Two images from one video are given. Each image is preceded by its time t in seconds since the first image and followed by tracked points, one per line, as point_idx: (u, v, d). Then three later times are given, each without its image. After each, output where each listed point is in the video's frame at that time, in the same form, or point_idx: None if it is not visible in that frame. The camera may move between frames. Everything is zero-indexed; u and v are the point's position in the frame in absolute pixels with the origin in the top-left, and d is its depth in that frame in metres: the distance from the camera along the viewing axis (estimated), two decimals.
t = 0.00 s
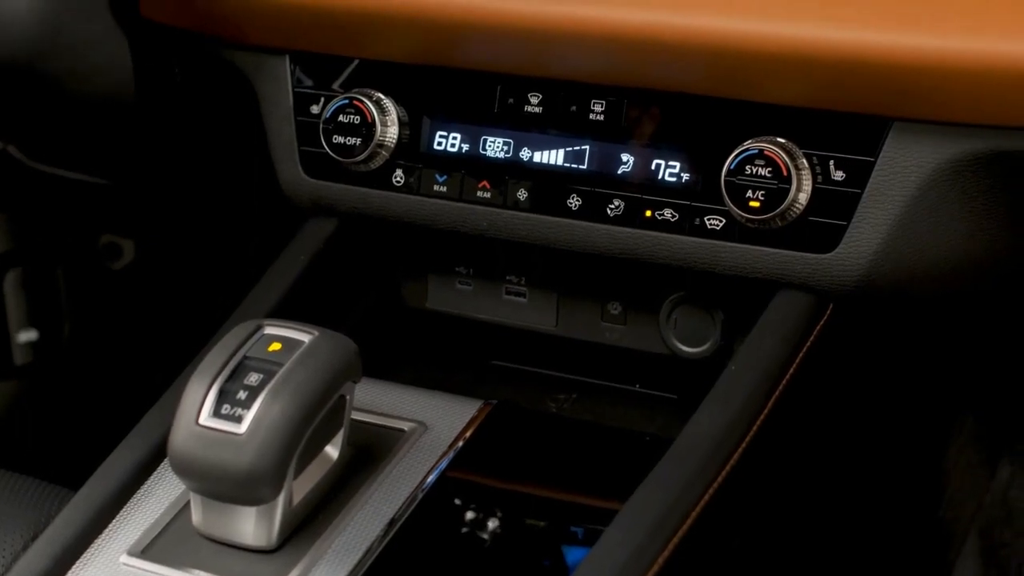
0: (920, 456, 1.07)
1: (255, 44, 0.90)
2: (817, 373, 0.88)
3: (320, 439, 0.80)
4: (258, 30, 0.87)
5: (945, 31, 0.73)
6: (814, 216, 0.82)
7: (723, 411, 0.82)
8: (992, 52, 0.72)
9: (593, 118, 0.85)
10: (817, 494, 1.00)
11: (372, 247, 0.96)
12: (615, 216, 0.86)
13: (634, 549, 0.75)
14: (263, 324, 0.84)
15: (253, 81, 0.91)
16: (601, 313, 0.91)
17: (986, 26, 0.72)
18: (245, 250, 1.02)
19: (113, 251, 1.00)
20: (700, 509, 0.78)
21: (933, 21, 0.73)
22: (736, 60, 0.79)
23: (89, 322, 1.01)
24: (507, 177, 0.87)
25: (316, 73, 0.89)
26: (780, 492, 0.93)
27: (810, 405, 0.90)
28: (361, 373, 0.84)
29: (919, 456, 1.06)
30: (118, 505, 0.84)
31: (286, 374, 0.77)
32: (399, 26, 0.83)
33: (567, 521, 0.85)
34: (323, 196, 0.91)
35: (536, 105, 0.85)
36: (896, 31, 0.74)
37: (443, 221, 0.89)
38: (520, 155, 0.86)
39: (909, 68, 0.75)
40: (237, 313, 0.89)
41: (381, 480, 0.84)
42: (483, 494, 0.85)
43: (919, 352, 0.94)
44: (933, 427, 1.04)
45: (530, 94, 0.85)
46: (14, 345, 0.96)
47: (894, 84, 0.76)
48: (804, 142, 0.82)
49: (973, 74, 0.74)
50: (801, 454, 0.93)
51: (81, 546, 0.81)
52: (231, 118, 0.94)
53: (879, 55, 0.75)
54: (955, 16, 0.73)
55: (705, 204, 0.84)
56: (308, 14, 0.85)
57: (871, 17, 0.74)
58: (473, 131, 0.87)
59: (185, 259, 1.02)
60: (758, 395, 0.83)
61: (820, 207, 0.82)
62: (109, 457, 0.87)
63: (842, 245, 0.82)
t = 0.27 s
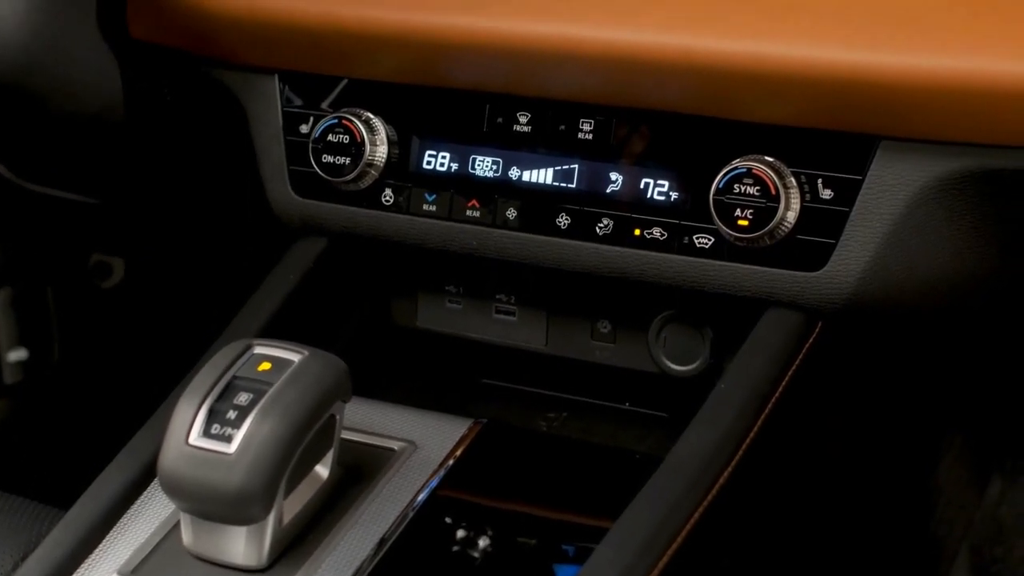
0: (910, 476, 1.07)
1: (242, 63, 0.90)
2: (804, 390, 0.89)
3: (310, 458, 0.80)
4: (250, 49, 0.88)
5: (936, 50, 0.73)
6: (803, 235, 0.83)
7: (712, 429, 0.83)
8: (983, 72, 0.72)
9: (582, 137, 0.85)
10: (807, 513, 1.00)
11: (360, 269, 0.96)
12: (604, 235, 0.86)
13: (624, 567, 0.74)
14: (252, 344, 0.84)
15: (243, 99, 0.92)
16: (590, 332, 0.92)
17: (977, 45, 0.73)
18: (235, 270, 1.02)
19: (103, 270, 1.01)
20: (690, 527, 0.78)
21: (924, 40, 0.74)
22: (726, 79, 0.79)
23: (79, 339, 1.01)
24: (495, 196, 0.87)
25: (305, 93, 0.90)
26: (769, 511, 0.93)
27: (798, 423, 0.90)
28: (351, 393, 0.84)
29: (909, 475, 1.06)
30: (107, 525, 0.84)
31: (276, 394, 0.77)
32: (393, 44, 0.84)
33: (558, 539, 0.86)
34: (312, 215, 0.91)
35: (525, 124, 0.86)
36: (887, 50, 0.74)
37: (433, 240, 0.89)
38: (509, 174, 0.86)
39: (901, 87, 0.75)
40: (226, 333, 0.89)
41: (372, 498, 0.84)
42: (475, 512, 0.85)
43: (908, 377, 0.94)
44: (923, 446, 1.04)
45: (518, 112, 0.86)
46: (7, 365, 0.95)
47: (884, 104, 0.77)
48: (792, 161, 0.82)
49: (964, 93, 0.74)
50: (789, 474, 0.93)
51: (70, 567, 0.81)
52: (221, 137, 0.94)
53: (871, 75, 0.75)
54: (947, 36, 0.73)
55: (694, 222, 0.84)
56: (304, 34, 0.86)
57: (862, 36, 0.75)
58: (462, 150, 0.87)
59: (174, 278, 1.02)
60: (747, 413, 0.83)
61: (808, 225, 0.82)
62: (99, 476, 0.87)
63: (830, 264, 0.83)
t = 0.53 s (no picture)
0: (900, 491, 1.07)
1: (232, 80, 0.91)
2: (795, 406, 0.89)
3: (301, 475, 0.80)
4: (241, 65, 0.89)
5: (929, 65, 0.74)
6: (792, 250, 0.83)
7: (703, 445, 0.83)
8: (976, 86, 0.73)
9: (572, 153, 0.85)
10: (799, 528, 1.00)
11: (350, 285, 0.96)
12: (595, 251, 0.86)
13: None
14: (243, 361, 0.84)
15: (233, 117, 0.91)
16: (581, 348, 0.92)
17: (969, 59, 0.73)
18: (224, 287, 1.02)
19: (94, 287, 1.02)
20: (681, 542, 0.78)
21: (916, 54, 0.74)
22: (718, 95, 0.79)
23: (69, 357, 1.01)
24: (486, 212, 0.87)
25: (296, 109, 0.90)
26: (758, 531, 0.93)
27: (788, 438, 0.90)
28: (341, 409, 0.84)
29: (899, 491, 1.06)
30: (98, 544, 0.84)
31: (266, 411, 0.76)
32: (385, 60, 0.84)
33: (550, 555, 0.84)
34: (302, 232, 0.91)
35: (515, 140, 0.86)
36: (878, 65, 0.75)
37: (423, 256, 0.89)
38: (500, 190, 0.87)
39: (892, 103, 0.75)
40: (217, 350, 0.89)
41: (362, 514, 0.84)
42: (466, 529, 0.85)
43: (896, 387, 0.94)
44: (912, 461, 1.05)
45: (508, 128, 0.86)
46: None
47: (873, 120, 0.77)
48: (782, 177, 0.83)
49: (952, 108, 0.74)
50: (779, 490, 0.93)
51: None
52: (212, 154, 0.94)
53: (863, 90, 0.75)
54: (939, 50, 0.73)
55: (684, 238, 0.84)
56: (298, 51, 0.86)
57: (854, 51, 0.75)
58: (452, 166, 0.87)
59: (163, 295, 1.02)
60: (738, 429, 0.83)
61: (798, 241, 0.83)
62: (86, 498, 0.86)
63: (820, 279, 0.83)
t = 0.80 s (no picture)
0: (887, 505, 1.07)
1: (222, 98, 0.91)
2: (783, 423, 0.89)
3: (290, 494, 0.80)
4: (231, 84, 0.89)
5: (917, 85, 0.74)
6: (781, 268, 0.83)
7: (692, 463, 0.83)
8: (963, 106, 0.74)
9: (561, 171, 0.86)
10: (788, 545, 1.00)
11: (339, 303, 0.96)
12: (584, 269, 0.86)
13: None
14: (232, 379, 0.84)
15: (222, 135, 0.92)
16: (570, 365, 0.92)
17: (957, 80, 0.73)
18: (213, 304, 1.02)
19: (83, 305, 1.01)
20: (670, 559, 0.78)
21: (904, 74, 0.74)
22: (707, 113, 0.79)
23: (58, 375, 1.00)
24: (475, 230, 0.87)
25: (286, 128, 0.90)
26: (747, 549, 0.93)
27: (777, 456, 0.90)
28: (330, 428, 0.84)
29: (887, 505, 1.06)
30: (86, 563, 0.84)
31: (255, 430, 0.76)
32: (376, 78, 0.84)
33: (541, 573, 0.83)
34: (291, 250, 0.91)
35: (504, 158, 0.86)
36: (866, 85, 0.75)
37: (413, 273, 0.89)
38: (489, 208, 0.87)
39: (880, 121, 0.76)
40: (207, 368, 0.89)
41: (352, 533, 0.84)
42: (456, 547, 0.83)
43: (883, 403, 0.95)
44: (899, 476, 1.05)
45: (497, 147, 0.86)
46: None
47: (861, 138, 0.78)
48: (770, 195, 0.83)
49: (942, 126, 0.75)
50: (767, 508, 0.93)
51: None
52: (201, 172, 0.94)
53: (851, 109, 0.76)
54: (927, 70, 0.74)
55: (673, 256, 0.85)
56: (288, 69, 0.86)
57: (842, 70, 0.75)
58: (441, 185, 0.88)
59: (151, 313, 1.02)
60: (727, 446, 0.83)
61: (787, 258, 0.83)
62: (77, 515, 0.86)
63: (809, 297, 0.83)
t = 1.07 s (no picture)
0: (877, 520, 1.07)
1: (213, 114, 0.91)
2: (774, 438, 0.89)
3: (281, 510, 0.79)
4: (223, 100, 0.89)
5: (908, 99, 0.75)
6: (771, 282, 0.83)
7: (683, 478, 0.83)
8: (954, 120, 0.74)
9: (552, 186, 0.86)
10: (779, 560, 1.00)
11: (330, 318, 0.96)
12: (574, 284, 0.86)
13: None
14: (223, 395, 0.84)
15: (214, 150, 0.92)
16: (561, 381, 0.92)
17: (947, 94, 0.74)
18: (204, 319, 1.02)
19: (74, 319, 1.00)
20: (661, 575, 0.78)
21: (895, 88, 0.75)
22: (697, 129, 0.80)
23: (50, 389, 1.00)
24: (466, 245, 0.87)
25: (277, 143, 0.90)
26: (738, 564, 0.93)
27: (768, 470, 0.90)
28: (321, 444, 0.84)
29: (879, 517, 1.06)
30: None
31: (245, 446, 0.77)
32: (367, 94, 0.85)
33: None
34: (282, 265, 0.92)
35: (495, 173, 0.86)
36: (855, 100, 0.76)
37: (404, 289, 0.89)
38: (479, 224, 0.87)
39: (870, 137, 0.77)
40: (198, 384, 0.89)
41: (342, 550, 0.83)
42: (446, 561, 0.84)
43: (874, 417, 0.95)
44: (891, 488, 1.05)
45: (488, 162, 0.86)
46: None
47: (852, 152, 0.78)
48: (761, 210, 0.83)
49: (931, 140, 0.75)
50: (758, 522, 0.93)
51: None
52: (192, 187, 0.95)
53: (841, 123, 0.76)
54: (918, 83, 0.74)
55: (664, 271, 0.85)
56: (280, 85, 0.86)
57: (833, 85, 0.76)
58: (432, 200, 0.88)
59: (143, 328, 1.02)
60: (718, 461, 0.83)
61: (778, 273, 0.83)
62: (71, 528, 0.86)
63: (799, 311, 0.83)
